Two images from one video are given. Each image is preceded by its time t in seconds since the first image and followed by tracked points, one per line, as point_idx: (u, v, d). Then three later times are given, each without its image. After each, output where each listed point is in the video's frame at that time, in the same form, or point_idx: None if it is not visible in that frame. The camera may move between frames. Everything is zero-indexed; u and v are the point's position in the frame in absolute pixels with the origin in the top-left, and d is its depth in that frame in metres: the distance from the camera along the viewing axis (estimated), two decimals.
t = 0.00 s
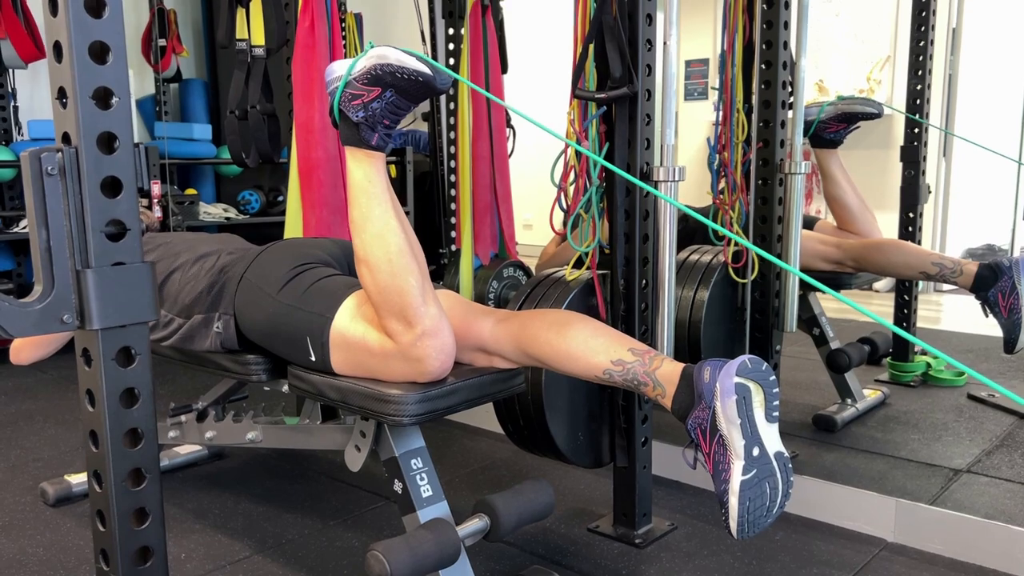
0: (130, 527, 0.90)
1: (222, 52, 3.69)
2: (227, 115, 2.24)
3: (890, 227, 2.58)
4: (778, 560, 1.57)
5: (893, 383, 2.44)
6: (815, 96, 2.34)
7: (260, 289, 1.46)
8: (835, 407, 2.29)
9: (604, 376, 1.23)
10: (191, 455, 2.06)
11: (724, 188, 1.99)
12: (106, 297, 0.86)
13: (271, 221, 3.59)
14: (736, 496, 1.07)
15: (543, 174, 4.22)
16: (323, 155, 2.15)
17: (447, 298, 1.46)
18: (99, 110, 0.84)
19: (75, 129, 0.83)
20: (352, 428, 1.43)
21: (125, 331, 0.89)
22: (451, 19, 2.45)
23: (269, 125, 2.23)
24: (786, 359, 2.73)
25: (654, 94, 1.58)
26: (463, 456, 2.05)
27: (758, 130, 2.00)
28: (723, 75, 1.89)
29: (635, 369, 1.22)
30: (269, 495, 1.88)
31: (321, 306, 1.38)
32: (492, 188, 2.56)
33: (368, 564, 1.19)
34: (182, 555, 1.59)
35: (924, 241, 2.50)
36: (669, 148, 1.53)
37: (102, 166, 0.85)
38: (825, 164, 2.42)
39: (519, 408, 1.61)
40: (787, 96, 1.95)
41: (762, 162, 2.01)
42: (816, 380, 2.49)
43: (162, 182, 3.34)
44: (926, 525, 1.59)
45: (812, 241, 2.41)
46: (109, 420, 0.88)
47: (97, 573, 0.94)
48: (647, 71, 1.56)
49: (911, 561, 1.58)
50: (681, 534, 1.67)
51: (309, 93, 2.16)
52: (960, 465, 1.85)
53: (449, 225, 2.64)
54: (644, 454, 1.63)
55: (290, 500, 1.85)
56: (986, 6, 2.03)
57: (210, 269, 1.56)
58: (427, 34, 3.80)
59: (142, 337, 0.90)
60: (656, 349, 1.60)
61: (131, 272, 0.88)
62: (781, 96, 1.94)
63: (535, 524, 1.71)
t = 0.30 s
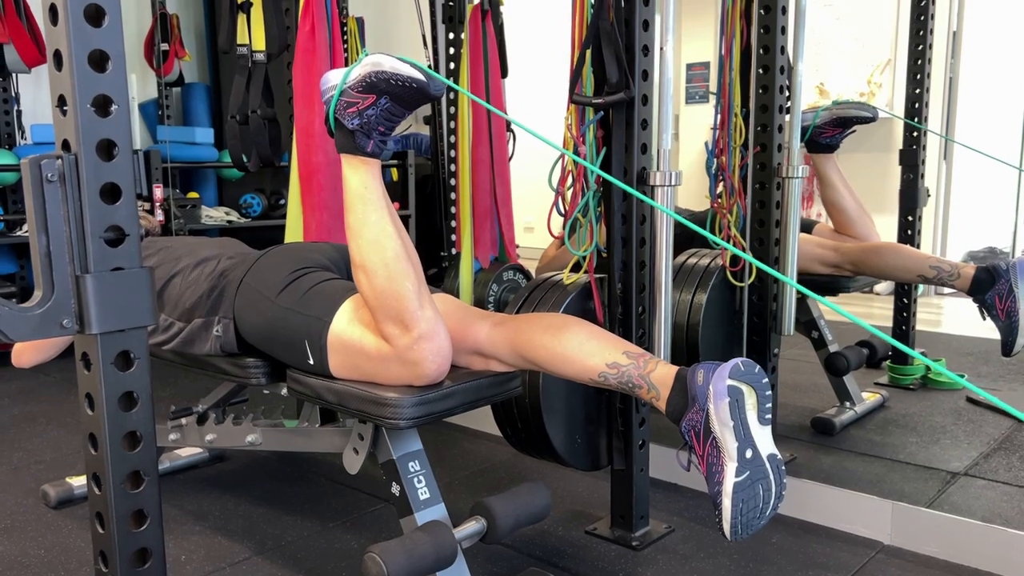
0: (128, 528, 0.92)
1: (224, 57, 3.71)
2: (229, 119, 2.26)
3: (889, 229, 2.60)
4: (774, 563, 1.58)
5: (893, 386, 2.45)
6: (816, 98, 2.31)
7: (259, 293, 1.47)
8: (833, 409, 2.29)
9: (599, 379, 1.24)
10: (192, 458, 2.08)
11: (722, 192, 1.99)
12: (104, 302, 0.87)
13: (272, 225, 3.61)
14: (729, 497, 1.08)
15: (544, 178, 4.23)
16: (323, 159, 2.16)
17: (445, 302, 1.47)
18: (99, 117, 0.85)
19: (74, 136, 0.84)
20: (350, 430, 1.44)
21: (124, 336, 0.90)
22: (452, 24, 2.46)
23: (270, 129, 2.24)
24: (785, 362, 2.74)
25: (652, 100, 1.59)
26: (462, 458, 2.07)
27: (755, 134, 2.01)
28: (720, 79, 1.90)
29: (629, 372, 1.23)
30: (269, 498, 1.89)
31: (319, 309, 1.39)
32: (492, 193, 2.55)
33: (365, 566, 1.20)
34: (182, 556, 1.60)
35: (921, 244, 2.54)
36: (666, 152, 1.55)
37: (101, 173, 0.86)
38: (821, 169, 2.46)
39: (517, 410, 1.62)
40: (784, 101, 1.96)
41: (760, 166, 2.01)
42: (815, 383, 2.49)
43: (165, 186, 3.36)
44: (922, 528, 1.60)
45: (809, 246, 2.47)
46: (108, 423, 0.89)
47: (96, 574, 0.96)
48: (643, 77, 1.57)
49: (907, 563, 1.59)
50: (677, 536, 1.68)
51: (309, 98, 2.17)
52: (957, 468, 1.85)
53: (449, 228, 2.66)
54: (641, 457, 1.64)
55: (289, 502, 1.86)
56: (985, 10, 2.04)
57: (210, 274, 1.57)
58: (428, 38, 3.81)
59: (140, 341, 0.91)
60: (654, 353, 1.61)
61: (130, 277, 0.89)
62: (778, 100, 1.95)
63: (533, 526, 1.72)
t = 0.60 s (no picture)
0: (125, 530, 0.93)
1: (225, 60, 3.72)
2: (229, 124, 2.28)
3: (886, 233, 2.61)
4: (770, 565, 1.59)
5: (891, 389, 2.43)
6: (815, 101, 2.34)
7: (257, 298, 1.48)
8: (831, 412, 2.28)
9: (593, 382, 1.25)
10: (191, 460, 2.09)
11: (719, 196, 1.99)
12: (102, 307, 0.89)
13: (273, 228, 3.62)
14: (721, 499, 1.09)
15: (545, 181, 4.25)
16: (323, 164, 2.18)
17: (441, 306, 1.48)
18: (97, 125, 0.87)
19: (73, 143, 0.85)
20: (347, 433, 1.45)
21: (121, 340, 0.91)
22: (451, 28, 2.45)
23: (270, 134, 2.25)
24: (784, 365, 2.75)
25: (648, 105, 1.60)
26: (461, 461, 2.08)
27: (752, 138, 2.01)
28: (716, 85, 1.92)
29: (623, 375, 1.24)
30: (268, 500, 1.90)
31: (316, 314, 1.40)
32: (490, 197, 2.58)
33: (361, 568, 1.21)
34: (181, 558, 1.62)
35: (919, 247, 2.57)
36: (661, 157, 1.56)
37: (99, 180, 0.87)
38: (819, 172, 2.47)
39: (513, 413, 1.63)
40: (780, 105, 1.99)
41: (756, 170, 2.03)
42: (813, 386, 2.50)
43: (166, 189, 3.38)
44: (917, 530, 1.60)
45: (807, 248, 2.43)
46: (106, 427, 0.90)
47: None
48: (639, 82, 1.58)
49: (901, 565, 1.60)
50: (674, 539, 1.68)
51: (309, 103, 2.18)
52: (954, 471, 1.85)
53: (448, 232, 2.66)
54: (637, 459, 1.65)
55: (288, 504, 1.87)
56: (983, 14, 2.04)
57: (209, 278, 1.58)
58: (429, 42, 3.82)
59: (137, 345, 0.93)
60: (650, 357, 1.62)
61: (127, 282, 0.91)
62: (774, 104, 1.97)
63: (530, 528, 1.73)
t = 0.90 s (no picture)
0: (122, 527, 0.94)
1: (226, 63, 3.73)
2: (228, 125, 2.29)
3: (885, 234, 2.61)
4: (765, 564, 1.59)
5: (888, 389, 2.48)
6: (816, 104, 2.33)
7: (255, 298, 1.49)
8: (829, 412, 2.31)
9: (586, 381, 1.26)
10: (191, 460, 2.10)
11: (716, 197, 2.00)
12: (98, 306, 0.90)
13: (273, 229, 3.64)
14: (713, 496, 1.10)
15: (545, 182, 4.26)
16: (321, 165, 2.19)
17: (438, 305, 1.49)
18: (93, 126, 0.88)
19: (70, 144, 0.87)
20: (344, 432, 1.46)
21: (118, 338, 0.92)
22: (451, 31, 2.47)
23: (269, 135, 2.26)
24: (781, 366, 2.75)
25: (644, 106, 1.61)
26: (459, 460, 2.09)
27: (747, 138, 2.03)
28: (713, 86, 1.93)
29: (616, 373, 1.25)
30: (267, 500, 1.91)
31: (314, 314, 1.41)
32: (489, 197, 2.60)
33: (357, 565, 1.22)
34: (179, 557, 1.63)
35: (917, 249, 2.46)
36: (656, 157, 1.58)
37: (96, 180, 0.88)
38: (821, 172, 2.44)
39: (510, 412, 1.64)
40: (776, 106, 1.99)
41: (752, 171, 2.03)
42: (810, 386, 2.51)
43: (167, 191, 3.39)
44: (911, 529, 1.61)
45: (803, 249, 2.41)
46: (103, 424, 0.91)
47: (92, 572, 0.98)
48: (633, 84, 1.59)
49: (896, 564, 1.60)
50: (669, 537, 1.69)
51: (308, 105, 2.20)
52: (950, 470, 1.85)
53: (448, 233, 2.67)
54: (633, 459, 1.66)
55: (286, 504, 1.88)
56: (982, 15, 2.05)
57: (207, 279, 1.59)
58: (429, 44, 3.84)
59: (135, 344, 0.94)
60: (645, 357, 1.63)
61: (124, 282, 0.92)
62: (770, 105, 1.98)
63: (526, 527, 1.74)
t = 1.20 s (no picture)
0: (119, 526, 0.94)
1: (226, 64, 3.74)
2: (227, 126, 2.29)
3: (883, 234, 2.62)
4: (762, 564, 1.60)
5: (889, 388, 2.49)
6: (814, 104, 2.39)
7: (253, 298, 1.50)
8: (827, 412, 2.31)
9: (583, 380, 1.27)
10: (190, 460, 2.10)
11: (714, 197, 2.01)
12: (95, 306, 0.90)
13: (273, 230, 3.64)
14: (709, 496, 1.10)
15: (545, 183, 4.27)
16: (321, 166, 2.20)
17: (436, 305, 1.49)
18: (90, 127, 0.88)
19: (66, 145, 0.87)
20: (342, 432, 1.47)
21: (116, 338, 0.93)
22: (450, 31, 2.50)
23: (268, 136, 2.27)
24: (780, 366, 2.76)
25: (639, 106, 1.61)
26: (458, 461, 2.09)
27: (746, 139, 2.03)
28: (711, 86, 1.93)
29: (613, 373, 1.26)
30: (266, 500, 1.92)
31: (312, 314, 1.42)
32: (488, 198, 2.61)
33: (354, 564, 1.23)
34: (178, 557, 1.63)
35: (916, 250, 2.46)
36: (654, 157, 1.59)
37: (92, 180, 0.89)
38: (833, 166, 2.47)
39: (508, 412, 1.64)
40: (774, 106, 1.99)
41: (750, 172, 2.04)
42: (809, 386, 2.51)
43: (167, 192, 3.39)
44: (908, 528, 1.61)
45: (802, 250, 2.42)
46: (99, 424, 0.92)
47: (89, 571, 0.98)
48: (630, 84, 1.59)
49: (893, 564, 1.60)
50: (667, 537, 1.69)
51: (307, 106, 2.20)
52: (948, 470, 1.85)
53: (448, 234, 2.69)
54: (631, 458, 1.66)
55: (285, 504, 1.89)
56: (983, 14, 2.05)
57: (206, 279, 1.59)
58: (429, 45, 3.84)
59: (132, 344, 0.94)
60: (643, 358, 1.64)
61: (121, 282, 0.92)
62: (768, 105, 1.98)
63: (524, 527, 1.74)
